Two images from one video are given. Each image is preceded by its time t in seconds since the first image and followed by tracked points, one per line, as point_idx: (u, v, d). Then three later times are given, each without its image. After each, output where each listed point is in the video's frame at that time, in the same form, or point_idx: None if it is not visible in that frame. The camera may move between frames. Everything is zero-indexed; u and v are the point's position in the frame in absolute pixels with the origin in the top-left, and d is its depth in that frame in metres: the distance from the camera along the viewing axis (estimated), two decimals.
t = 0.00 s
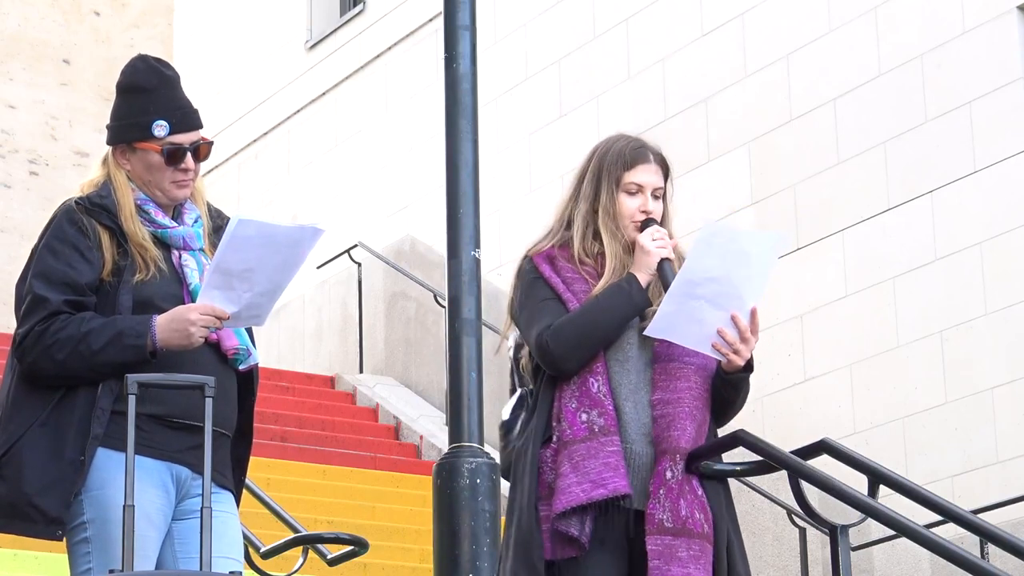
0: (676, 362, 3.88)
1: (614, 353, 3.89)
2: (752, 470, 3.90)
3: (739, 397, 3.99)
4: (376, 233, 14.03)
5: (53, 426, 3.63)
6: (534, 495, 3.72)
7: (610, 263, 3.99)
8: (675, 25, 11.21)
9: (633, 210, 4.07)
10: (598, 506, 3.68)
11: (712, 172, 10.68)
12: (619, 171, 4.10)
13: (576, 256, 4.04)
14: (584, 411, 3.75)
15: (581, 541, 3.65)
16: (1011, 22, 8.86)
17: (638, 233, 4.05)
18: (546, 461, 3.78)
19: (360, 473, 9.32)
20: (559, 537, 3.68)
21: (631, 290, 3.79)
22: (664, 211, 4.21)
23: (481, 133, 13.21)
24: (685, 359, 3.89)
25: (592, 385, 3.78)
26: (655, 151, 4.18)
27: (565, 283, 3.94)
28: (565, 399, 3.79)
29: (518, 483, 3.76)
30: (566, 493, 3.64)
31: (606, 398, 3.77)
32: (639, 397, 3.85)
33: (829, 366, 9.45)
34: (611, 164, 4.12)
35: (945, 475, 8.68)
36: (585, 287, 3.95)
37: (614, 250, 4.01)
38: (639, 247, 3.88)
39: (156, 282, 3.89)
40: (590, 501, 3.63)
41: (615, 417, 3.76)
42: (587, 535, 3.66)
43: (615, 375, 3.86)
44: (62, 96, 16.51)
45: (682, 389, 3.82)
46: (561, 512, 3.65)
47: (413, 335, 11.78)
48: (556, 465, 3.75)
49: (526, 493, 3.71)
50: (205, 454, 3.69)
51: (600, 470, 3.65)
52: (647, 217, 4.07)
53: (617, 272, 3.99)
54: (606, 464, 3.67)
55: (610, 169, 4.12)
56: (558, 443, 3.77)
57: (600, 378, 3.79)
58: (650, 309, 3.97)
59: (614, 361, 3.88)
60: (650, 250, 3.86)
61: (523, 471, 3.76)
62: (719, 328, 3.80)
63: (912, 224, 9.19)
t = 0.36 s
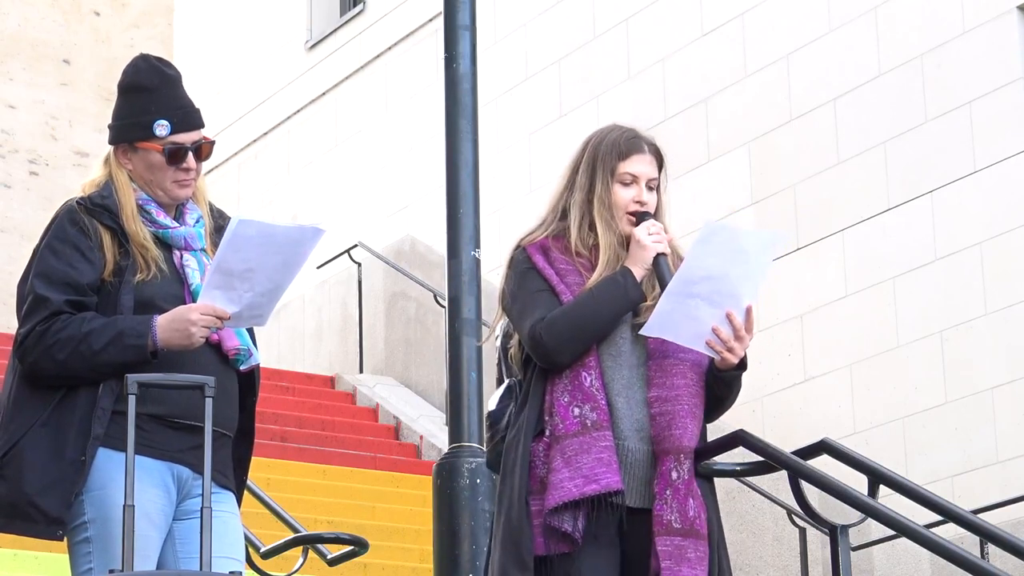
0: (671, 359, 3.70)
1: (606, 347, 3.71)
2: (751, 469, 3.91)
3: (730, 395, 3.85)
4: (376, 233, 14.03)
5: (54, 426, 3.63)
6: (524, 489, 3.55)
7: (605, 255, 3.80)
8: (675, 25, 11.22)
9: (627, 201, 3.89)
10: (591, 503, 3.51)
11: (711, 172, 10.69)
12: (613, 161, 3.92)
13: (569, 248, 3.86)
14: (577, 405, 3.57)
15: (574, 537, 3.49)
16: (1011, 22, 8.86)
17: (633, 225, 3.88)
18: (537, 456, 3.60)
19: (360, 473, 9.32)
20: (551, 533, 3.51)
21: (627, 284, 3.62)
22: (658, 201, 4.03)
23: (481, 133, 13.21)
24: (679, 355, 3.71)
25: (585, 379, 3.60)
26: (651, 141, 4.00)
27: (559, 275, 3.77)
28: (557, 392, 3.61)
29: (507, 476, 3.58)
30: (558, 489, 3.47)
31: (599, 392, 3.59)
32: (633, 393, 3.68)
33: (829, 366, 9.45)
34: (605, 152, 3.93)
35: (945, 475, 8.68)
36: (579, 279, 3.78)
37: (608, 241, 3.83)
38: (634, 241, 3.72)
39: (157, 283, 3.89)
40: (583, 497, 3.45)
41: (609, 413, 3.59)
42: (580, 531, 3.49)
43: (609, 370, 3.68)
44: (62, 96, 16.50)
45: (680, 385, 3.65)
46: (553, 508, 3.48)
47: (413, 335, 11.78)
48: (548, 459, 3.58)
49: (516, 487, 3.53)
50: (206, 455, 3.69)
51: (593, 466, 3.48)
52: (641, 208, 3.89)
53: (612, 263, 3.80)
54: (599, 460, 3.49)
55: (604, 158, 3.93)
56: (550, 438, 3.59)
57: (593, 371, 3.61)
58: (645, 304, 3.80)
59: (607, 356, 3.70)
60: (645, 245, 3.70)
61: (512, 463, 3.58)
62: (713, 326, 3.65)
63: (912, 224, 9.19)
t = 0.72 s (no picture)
0: (672, 352, 3.70)
1: (605, 341, 3.70)
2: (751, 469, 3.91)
3: (729, 388, 3.86)
4: (376, 233, 14.03)
5: (56, 426, 3.63)
6: (528, 488, 3.53)
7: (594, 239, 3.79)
8: (675, 25, 11.22)
9: (609, 186, 3.88)
10: (597, 497, 3.50)
11: (711, 172, 10.69)
12: (586, 152, 3.93)
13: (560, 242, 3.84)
14: (581, 398, 3.56)
15: (581, 535, 3.47)
16: (1011, 22, 8.86)
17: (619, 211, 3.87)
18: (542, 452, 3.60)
19: (360, 473, 9.32)
20: (558, 531, 3.50)
21: (616, 269, 3.61)
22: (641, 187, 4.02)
23: (481, 133, 13.21)
24: (680, 349, 3.71)
25: (587, 371, 3.59)
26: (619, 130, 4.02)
27: (552, 270, 3.76)
28: (560, 386, 3.59)
29: (513, 475, 3.56)
30: (568, 483, 3.45)
31: (603, 384, 3.58)
32: (634, 386, 3.67)
33: (829, 366, 9.45)
34: (577, 146, 3.95)
35: (945, 475, 8.68)
36: (573, 272, 3.77)
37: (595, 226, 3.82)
38: (622, 225, 3.70)
39: (157, 282, 3.88)
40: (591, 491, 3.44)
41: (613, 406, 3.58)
42: (586, 528, 3.48)
43: (609, 363, 3.68)
44: (62, 96, 16.50)
45: (682, 378, 3.65)
46: (563, 502, 3.46)
47: (414, 336, 11.77)
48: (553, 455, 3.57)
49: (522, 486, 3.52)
50: (206, 454, 3.69)
51: (601, 459, 3.47)
52: (625, 190, 3.88)
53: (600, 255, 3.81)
54: (606, 453, 3.48)
55: (577, 151, 3.94)
56: (554, 434, 3.59)
57: (595, 363, 3.60)
58: (639, 291, 3.78)
59: (606, 349, 3.69)
60: (633, 228, 3.67)
61: (518, 461, 3.56)
62: (720, 323, 3.65)
63: (912, 224, 9.19)
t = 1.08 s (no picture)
0: (679, 355, 3.77)
1: (611, 349, 3.79)
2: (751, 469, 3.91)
3: (741, 394, 3.92)
4: (376, 233, 14.03)
5: (56, 426, 3.63)
6: (534, 495, 3.63)
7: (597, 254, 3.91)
8: (675, 25, 11.22)
9: (622, 203, 4.00)
10: (599, 502, 3.59)
11: (712, 172, 10.68)
12: (605, 169, 4.05)
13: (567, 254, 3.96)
14: (583, 407, 3.66)
15: (584, 539, 3.57)
16: (1011, 22, 8.86)
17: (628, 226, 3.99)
18: (547, 460, 3.70)
19: (360, 473, 9.32)
20: (560, 535, 3.60)
21: (623, 282, 3.72)
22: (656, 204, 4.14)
23: (481, 133, 13.21)
24: (687, 353, 3.77)
25: (590, 381, 3.69)
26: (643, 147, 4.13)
27: (560, 282, 3.88)
28: (564, 396, 3.70)
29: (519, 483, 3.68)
30: (567, 490, 3.56)
31: (605, 394, 3.67)
32: (640, 392, 3.76)
33: (829, 367, 9.45)
34: (596, 162, 4.06)
35: (945, 475, 8.68)
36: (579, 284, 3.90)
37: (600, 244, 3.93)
38: (629, 239, 3.83)
39: (157, 282, 3.89)
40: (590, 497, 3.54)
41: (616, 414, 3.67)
42: (589, 532, 3.58)
43: (614, 371, 3.77)
44: (62, 96, 16.50)
45: (688, 380, 3.72)
46: (562, 510, 3.57)
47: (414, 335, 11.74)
48: (557, 463, 3.68)
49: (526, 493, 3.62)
50: (206, 454, 3.69)
51: (600, 466, 3.56)
52: (638, 210, 4.00)
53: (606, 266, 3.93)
54: (605, 460, 3.58)
55: (596, 167, 4.06)
56: (559, 442, 3.69)
57: (599, 373, 3.70)
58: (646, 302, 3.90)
59: (612, 358, 3.79)
60: (640, 242, 3.80)
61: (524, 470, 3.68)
62: (712, 321, 3.71)
63: (912, 224, 9.19)
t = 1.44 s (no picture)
0: (671, 366, 3.67)
1: (606, 358, 3.71)
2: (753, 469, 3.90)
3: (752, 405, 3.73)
4: (376, 233, 14.03)
5: (56, 426, 3.64)
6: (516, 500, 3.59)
7: (603, 266, 3.83)
8: (675, 25, 11.22)
9: (633, 212, 3.91)
10: (577, 510, 3.52)
11: (712, 172, 10.69)
12: (620, 176, 3.95)
13: (577, 262, 3.90)
14: (569, 416, 3.60)
15: (559, 543, 3.50)
16: (1011, 22, 8.86)
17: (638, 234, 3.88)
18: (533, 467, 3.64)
19: (360, 473, 9.32)
20: (538, 540, 3.53)
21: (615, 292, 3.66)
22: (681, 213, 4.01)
23: (481, 133, 13.21)
24: (680, 363, 3.68)
25: (579, 391, 3.63)
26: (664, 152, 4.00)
27: (564, 290, 3.83)
28: (555, 405, 3.66)
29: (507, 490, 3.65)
30: (541, 497, 3.51)
31: (591, 403, 3.61)
32: (632, 401, 3.66)
33: (829, 366, 9.45)
34: (613, 169, 3.97)
35: (945, 475, 8.68)
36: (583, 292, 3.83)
37: (607, 256, 3.85)
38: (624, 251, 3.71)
39: (157, 283, 3.89)
40: (563, 505, 3.48)
41: (600, 422, 3.59)
42: (565, 537, 3.50)
43: (607, 379, 3.68)
44: (62, 96, 16.50)
45: (676, 392, 3.62)
46: (536, 515, 3.51)
47: (414, 335, 11.73)
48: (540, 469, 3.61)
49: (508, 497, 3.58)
50: (206, 454, 3.69)
51: (574, 475, 3.49)
52: (649, 220, 3.90)
53: (608, 274, 3.84)
54: (581, 468, 3.50)
55: (613, 174, 3.96)
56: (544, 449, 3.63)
57: (588, 382, 3.64)
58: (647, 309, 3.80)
59: (606, 366, 3.70)
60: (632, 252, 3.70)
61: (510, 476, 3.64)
62: (689, 326, 3.56)
63: (912, 224, 9.19)
